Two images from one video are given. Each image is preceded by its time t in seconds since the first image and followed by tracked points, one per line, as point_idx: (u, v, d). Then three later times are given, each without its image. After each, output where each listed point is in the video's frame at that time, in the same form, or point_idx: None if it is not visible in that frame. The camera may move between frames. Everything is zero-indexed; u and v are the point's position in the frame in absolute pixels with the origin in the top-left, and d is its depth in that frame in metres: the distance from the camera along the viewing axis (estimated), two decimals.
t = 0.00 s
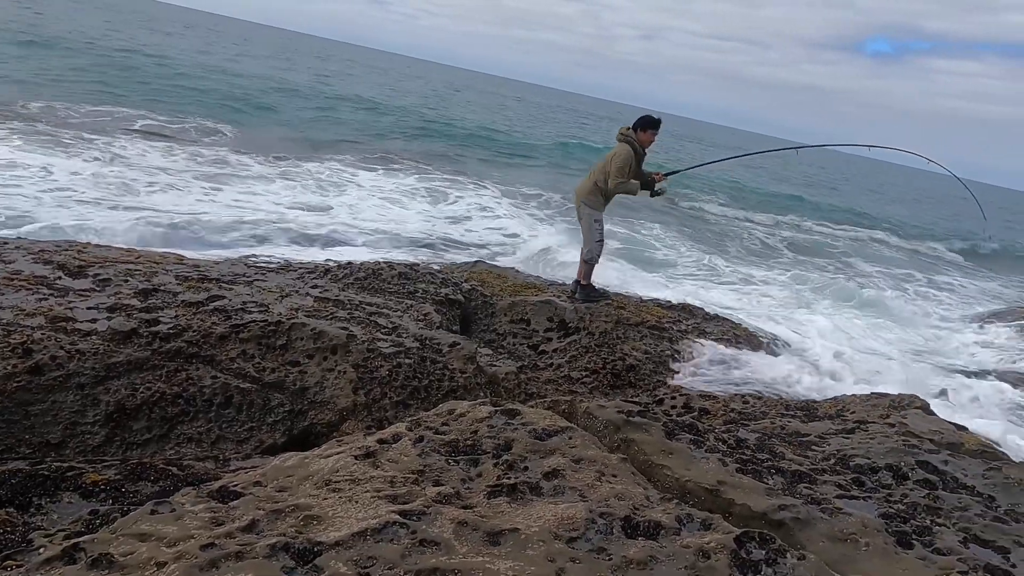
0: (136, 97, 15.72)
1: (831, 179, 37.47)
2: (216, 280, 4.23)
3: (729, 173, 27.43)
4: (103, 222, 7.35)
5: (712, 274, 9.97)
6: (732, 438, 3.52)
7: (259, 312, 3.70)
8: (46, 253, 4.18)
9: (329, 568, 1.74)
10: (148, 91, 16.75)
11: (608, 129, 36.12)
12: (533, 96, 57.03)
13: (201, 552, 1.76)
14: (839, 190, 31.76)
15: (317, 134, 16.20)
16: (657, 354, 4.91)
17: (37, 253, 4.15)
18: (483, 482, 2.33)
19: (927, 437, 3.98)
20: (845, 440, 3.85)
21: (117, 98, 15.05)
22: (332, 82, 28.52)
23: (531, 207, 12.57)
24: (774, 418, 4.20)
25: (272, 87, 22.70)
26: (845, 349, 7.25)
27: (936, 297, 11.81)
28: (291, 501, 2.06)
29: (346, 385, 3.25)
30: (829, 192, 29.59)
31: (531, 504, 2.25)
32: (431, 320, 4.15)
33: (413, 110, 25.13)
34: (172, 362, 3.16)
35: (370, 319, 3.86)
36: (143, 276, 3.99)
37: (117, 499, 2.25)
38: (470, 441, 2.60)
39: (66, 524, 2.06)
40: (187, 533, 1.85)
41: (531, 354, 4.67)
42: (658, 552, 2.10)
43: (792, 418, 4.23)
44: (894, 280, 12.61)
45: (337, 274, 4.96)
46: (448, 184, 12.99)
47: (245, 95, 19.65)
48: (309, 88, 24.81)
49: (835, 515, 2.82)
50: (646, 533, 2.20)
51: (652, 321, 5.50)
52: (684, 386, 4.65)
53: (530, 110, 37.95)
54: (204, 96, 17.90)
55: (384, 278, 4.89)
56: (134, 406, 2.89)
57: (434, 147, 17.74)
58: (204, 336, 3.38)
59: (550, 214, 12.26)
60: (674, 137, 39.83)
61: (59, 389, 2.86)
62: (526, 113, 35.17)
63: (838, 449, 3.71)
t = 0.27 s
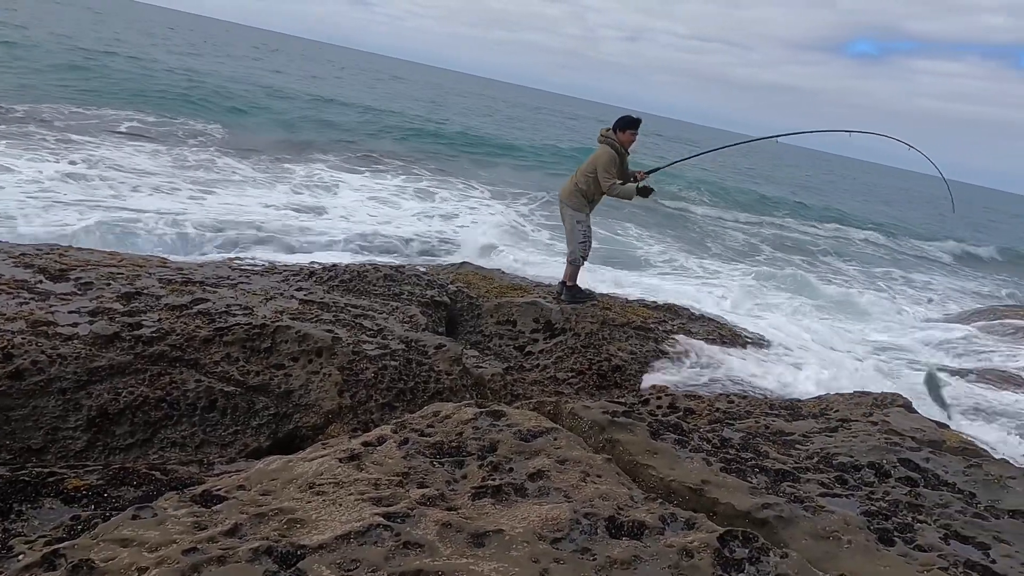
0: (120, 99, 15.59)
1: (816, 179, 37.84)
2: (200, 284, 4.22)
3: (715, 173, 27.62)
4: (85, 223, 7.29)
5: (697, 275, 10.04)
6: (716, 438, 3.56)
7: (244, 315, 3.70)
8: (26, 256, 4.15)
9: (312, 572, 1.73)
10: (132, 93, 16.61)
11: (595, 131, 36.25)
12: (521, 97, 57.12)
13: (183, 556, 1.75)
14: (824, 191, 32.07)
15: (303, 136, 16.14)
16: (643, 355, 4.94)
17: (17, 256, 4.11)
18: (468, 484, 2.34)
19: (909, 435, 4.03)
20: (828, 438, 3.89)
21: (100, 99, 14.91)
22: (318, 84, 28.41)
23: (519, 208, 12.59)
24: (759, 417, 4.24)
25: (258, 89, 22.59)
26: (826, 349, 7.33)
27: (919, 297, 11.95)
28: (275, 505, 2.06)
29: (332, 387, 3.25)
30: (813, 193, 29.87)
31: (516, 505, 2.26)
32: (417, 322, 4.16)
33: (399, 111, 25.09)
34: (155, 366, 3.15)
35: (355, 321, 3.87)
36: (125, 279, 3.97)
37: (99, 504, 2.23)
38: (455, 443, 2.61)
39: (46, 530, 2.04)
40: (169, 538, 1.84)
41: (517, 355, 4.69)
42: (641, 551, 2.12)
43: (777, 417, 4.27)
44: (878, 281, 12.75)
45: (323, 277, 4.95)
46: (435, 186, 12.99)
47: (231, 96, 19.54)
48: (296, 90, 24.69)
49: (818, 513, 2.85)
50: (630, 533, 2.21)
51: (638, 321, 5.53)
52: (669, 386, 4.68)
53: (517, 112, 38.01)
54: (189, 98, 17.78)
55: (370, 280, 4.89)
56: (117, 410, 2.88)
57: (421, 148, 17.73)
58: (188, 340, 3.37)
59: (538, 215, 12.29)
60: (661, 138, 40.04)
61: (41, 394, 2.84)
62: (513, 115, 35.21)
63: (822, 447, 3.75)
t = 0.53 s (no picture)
0: (106, 101, 15.47)
1: (804, 180, 38.12)
2: (187, 286, 4.20)
3: (704, 175, 27.76)
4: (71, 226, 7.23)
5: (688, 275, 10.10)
6: (707, 437, 3.58)
7: (232, 317, 3.69)
8: (11, 258, 4.11)
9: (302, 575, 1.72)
10: (118, 94, 16.49)
11: (584, 132, 36.34)
12: (510, 99, 57.20)
13: (173, 560, 1.74)
14: (811, 191, 32.33)
15: (292, 137, 16.09)
16: (632, 355, 4.97)
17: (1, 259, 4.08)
18: (459, 485, 2.34)
19: (898, 432, 4.07)
20: (817, 436, 3.92)
21: (86, 100, 14.77)
22: (307, 86, 28.32)
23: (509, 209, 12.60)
24: (748, 416, 4.27)
25: (246, 90, 22.48)
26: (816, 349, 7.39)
27: (905, 297, 12.06)
28: (265, 508, 2.05)
29: (322, 389, 3.25)
30: (801, 193, 30.10)
31: (507, 505, 2.26)
32: (407, 323, 4.17)
33: (388, 113, 25.06)
34: (142, 369, 3.13)
35: (345, 323, 3.87)
36: (112, 281, 3.94)
37: (88, 508, 2.22)
38: (446, 444, 2.61)
39: (34, 535, 2.02)
40: (158, 542, 1.83)
41: (507, 356, 4.71)
42: (633, 551, 2.13)
43: (766, 416, 4.30)
44: (866, 280, 12.86)
45: (311, 278, 4.95)
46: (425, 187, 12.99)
47: (218, 98, 19.44)
48: (284, 91, 24.58)
49: (808, 510, 2.87)
50: (622, 533, 2.22)
51: (627, 321, 5.55)
52: (659, 386, 4.71)
53: (507, 113, 38.04)
54: (176, 99, 17.67)
55: (359, 281, 4.89)
56: (105, 414, 2.86)
57: (410, 149, 17.71)
58: (176, 342, 3.35)
59: (528, 217, 12.30)
60: (650, 139, 40.21)
61: (27, 398, 2.82)
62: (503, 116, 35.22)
63: (811, 446, 3.78)
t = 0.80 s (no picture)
0: (92, 98, 15.32)
1: (791, 179, 38.38)
2: (174, 287, 4.19)
3: (693, 173, 27.88)
4: (54, 225, 7.13)
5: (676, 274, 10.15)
6: (694, 435, 3.61)
7: (220, 317, 3.68)
8: None
9: None
10: (104, 92, 16.33)
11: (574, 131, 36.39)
12: (499, 98, 57.18)
13: (161, 562, 1.73)
14: (799, 190, 32.56)
15: (280, 136, 16.01)
16: (620, 354, 4.99)
17: None
18: (448, 485, 2.35)
19: (883, 430, 4.12)
20: (803, 434, 3.96)
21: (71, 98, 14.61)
22: (295, 84, 28.16)
23: (498, 208, 12.60)
24: (735, 415, 4.31)
25: (233, 89, 22.34)
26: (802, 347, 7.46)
27: (891, 296, 12.18)
28: (254, 509, 2.05)
29: (310, 390, 3.25)
30: (789, 192, 30.31)
31: (496, 505, 2.27)
32: (395, 324, 4.18)
33: (377, 112, 24.98)
34: (129, 371, 3.12)
35: (333, 324, 3.88)
36: (98, 283, 3.92)
37: (74, 511, 2.21)
38: (434, 445, 2.62)
39: (19, 539, 2.00)
40: (145, 545, 1.82)
41: (495, 356, 4.72)
42: (621, 550, 2.14)
43: (753, 415, 4.34)
44: (853, 279, 12.96)
45: (300, 278, 4.95)
46: (414, 186, 12.97)
47: (205, 96, 19.30)
48: (273, 90, 24.43)
49: (794, 508, 2.90)
50: (610, 532, 2.24)
51: (616, 320, 5.58)
52: (647, 385, 4.74)
53: (496, 112, 38.03)
54: (163, 97, 17.52)
55: (347, 282, 4.89)
56: (91, 416, 2.84)
57: (400, 148, 17.67)
58: (163, 343, 3.34)
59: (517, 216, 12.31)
60: (639, 138, 40.33)
61: (12, 400, 2.80)
62: (492, 115, 35.20)
63: (798, 444, 3.82)
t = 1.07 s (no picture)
0: (77, 93, 15.17)
1: (780, 174, 38.59)
2: (162, 284, 4.17)
3: (682, 169, 27.98)
4: (35, 224, 7.02)
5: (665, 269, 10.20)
6: (684, 430, 3.64)
7: (208, 315, 3.68)
8: None
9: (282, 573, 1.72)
10: (89, 87, 16.17)
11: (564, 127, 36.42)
12: (489, 94, 57.10)
13: (151, 560, 1.72)
14: (788, 185, 32.74)
15: (268, 132, 15.92)
16: (611, 349, 5.01)
17: None
18: (439, 481, 2.36)
19: (871, 423, 4.16)
20: (792, 428, 4.00)
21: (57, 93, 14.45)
22: (284, 80, 27.99)
23: (488, 204, 12.59)
24: (724, 409, 4.34)
25: (221, 84, 22.17)
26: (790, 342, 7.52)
27: (879, 291, 12.28)
28: (244, 506, 2.04)
29: (300, 387, 3.26)
30: (777, 188, 30.48)
31: (487, 500, 2.28)
32: (385, 320, 4.20)
33: (367, 108, 24.88)
34: (117, 369, 3.11)
35: (323, 320, 3.88)
36: (84, 280, 3.89)
37: (63, 510, 2.19)
38: (425, 441, 2.63)
39: (7, 538, 1.98)
40: (135, 543, 1.81)
41: (486, 352, 4.74)
42: (612, 544, 2.16)
43: (742, 409, 4.37)
44: (842, 274, 13.05)
45: (289, 275, 4.94)
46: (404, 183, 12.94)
47: (193, 92, 19.15)
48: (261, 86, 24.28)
49: (783, 501, 2.93)
50: (601, 526, 2.25)
51: (605, 316, 5.60)
52: (637, 380, 4.76)
53: (486, 108, 37.98)
54: (150, 93, 17.37)
55: (337, 278, 4.89)
56: (79, 415, 2.83)
57: (389, 144, 17.62)
58: (151, 341, 3.33)
59: (508, 212, 12.31)
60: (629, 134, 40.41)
61: None
62: (483, 112, 35.16)
63: (787, 438, 3.85)
